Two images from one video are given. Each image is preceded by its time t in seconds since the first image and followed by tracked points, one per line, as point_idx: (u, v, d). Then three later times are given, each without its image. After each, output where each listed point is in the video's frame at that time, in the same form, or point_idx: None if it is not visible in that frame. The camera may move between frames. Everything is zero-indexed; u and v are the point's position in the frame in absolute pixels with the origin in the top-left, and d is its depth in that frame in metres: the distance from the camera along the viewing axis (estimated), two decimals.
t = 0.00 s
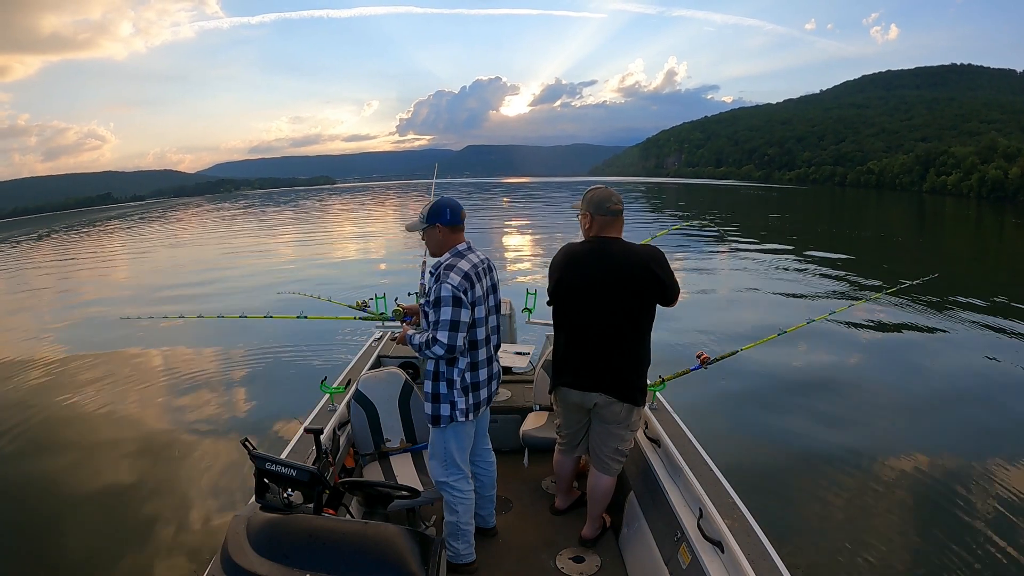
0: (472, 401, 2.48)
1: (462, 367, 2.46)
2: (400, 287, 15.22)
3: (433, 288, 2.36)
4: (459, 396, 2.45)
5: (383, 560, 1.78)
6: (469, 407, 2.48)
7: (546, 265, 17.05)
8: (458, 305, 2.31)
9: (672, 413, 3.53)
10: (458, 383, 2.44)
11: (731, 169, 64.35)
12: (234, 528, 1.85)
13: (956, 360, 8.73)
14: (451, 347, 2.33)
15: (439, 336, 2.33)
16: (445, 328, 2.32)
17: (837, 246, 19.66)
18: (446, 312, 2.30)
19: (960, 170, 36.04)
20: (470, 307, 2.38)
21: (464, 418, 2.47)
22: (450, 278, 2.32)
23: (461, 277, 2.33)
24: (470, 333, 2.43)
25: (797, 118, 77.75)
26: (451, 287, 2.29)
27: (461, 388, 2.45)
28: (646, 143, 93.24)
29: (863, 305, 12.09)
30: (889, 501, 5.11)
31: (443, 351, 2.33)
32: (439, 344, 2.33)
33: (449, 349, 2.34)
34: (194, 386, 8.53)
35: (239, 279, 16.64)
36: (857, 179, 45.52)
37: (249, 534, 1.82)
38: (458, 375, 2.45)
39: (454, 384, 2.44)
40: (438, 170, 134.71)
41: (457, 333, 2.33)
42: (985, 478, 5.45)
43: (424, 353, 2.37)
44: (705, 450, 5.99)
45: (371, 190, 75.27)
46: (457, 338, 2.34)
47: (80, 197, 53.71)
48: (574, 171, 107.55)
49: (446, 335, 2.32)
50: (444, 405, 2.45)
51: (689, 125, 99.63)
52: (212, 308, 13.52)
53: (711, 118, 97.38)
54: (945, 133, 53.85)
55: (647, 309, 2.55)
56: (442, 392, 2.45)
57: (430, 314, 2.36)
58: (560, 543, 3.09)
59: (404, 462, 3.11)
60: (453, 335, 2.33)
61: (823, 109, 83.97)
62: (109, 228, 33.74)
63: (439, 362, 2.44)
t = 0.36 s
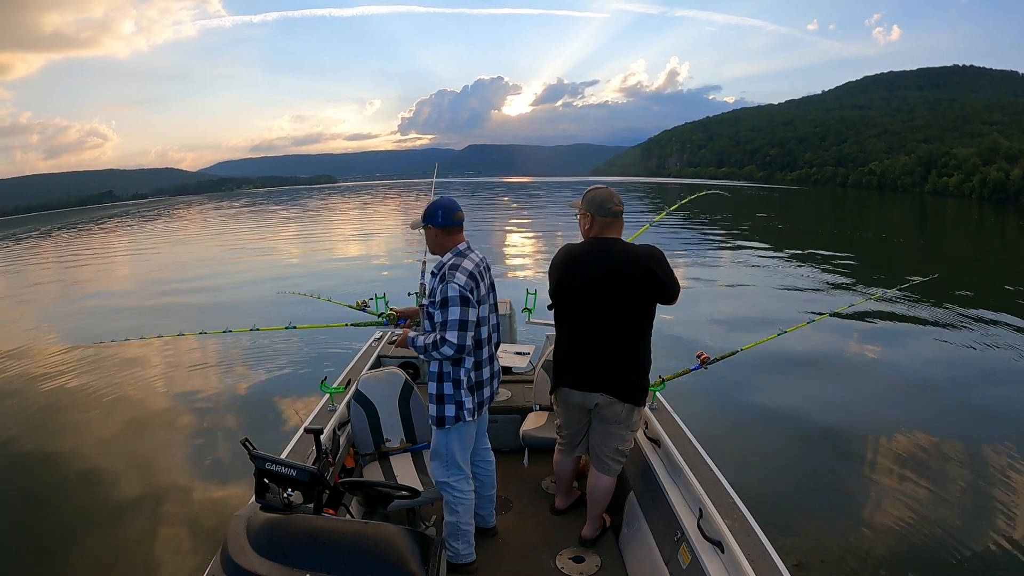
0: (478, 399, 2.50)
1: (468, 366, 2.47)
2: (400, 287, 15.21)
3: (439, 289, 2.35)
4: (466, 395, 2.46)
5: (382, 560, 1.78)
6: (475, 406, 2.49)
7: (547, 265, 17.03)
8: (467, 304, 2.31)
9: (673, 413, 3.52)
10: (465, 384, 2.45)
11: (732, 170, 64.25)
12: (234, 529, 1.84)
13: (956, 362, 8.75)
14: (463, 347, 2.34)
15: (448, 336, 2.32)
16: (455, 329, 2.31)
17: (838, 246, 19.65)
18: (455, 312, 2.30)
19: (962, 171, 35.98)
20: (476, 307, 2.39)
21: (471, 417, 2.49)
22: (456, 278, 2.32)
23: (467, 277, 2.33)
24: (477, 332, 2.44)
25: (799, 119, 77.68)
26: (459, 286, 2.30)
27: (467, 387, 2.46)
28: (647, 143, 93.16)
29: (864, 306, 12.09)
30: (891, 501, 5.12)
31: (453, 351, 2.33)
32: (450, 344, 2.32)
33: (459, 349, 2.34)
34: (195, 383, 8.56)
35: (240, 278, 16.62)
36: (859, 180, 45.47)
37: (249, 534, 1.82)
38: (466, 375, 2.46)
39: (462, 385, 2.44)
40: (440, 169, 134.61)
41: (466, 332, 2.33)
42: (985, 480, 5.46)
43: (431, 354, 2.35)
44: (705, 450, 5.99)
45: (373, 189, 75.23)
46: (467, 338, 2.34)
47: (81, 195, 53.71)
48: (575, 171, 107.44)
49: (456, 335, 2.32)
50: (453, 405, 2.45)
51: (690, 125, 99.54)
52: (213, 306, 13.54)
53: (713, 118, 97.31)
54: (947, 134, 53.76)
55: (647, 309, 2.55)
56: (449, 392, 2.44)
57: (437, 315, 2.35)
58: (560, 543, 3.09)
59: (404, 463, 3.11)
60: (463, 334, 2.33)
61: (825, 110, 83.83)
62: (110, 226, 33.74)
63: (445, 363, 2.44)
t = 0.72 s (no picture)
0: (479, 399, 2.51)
1: (470, 366, 2.46)
2: (401, 285, 15.21)
3: (445, 288, 2.35)
4: (468, 396, 2.46)
5: (382, 560, 1.78)
6: (476, 406, 2.50)
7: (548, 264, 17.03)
8: (473, 304, 2.31)
9: (673, 413, 3.52)
10: (467, 383, 2.45)
11: (734, 170, 64.20)
12: (234, 529, 1.84)
13: (957, 364, 8.73)
14: (469, 346, 2.34)
15: (454, 336, 2.31)
16: (460, 328, 2.31)
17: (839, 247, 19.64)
18: (461, 311, 2.30)
19: (964, 172, 35.94)
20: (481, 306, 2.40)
21: (471, 418, 2.49)
22: (462, 277, 2.33)
23: (473, 277, 2.34)
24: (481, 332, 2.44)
25: (801, 119, 77.54)
26: (466, 286, 2.31)
27: (469, 387, 2.47)
28: (649, 142, 93.09)
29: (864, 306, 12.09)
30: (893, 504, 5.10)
31: (459, 350, 2.32)
32: (455, 343, 2.31)
33: (465, 348, 2.33)
34: (196, 381, 8.57)
35: (239, 276, 16.58)
36: (861, 181, 45.42)
37: (249, 535, 1.81)
38: (468, 375, 2.46)
39: (464, 384, 2.44)
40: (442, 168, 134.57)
41: (472, 332, 2.33)
42: (986, 483, 5.45)
43: (435, 354, 2.35)
44: (705, 451, 5.98)
45: (374, 188, 75.13)
46: (472, 338, 2.34)
47: (83, 193, 53.71)
48: (577, 170, 107.36)
49: (462, 334, 2.31)
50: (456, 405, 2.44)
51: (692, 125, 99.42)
52: (214, 304, 13.56)
53: (715, 118, 97.17)
54: (949, 135, 53.70)
55: (647, 309, 2.54)
56: (452, 392, 2.44)
57: (442, 314, 2.34)
58: (560, 542, 3.08)
59: (404, 462, 3.11)
60: (469, 333, 2.32)
61: (827, 110, 83.74)
62: (112, 224, 33.74)
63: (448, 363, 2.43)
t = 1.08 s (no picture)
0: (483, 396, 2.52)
1: (475, 365, 2.47)
2: (401, 285, 15.22)
3: (452, 286, 2.36)
4: (474, 393, 2.48)
5: (382, 560, 1.78)
6: (481, 403, 2.52)
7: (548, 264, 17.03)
8: (480, 301, 2.34)
9: (673, 413, 3.52)
10: (472, 381, 2.46)
11: (735, 170, 64.18)
12: (234, 529, 1.84)
13: (957, 362, 8.72)
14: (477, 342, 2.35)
15: (461, 332, 2.32)
16: (468, 325, 2.32)
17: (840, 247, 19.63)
18: (469, 309, 2.33)
19: (964, 172, 35.89)
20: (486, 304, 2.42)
21: (476, 415, 2.50)
22: (468, 275, 2.35)
23: (479, 275, 2.37)
24: (486, 329, 2.45)
25: (802, 119, 77.44)
26: (473, 284, 2.33)
27: (475, 385, 2.48)
28: (650, 142, 93.06)
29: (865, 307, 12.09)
30: (894, 503, 5.09)
31: (466, 347, 2.33)
32: (462, 340, 2.32)
33: (471, 345, 2.34)
34: (197, 381, 8.60)
35: (240, 276, 16.60)
36: (862, 181, 45.38)
37: (249, 534, 1.81)
38: (472, 373, 2.47)
39: (469, 381, 2.45)
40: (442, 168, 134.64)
41: (479, 329, 2.35)
42: (988, 481, 5.42)
43: (440, 352, 2.35)
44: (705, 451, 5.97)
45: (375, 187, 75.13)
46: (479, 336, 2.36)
47: (84, 192, 53.77)
48: (578, 170, 107.33)
49: (469, 331, 2.33)
50: (460, 402, 2.45)
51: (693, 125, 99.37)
52: (215, 303, 13.57)
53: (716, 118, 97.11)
54: (950, 135, 53.62)
55: (646, 309, 2.54)
56: (457, 389, 2.44)
57: (448, 311, 2.36)
58: (560, 542, 3.09)
59: (404, 462, 3.11)
60: (475, 330, 2.34)
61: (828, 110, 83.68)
62: (112, 224, 33.77)
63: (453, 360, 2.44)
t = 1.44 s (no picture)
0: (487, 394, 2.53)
1: (479, 363, 2.48)
2: (403, 287, 15.26)
3: (457, 285, 2.36)
4: (479, 391, 2.49)
5: (382, 560, 1.78)
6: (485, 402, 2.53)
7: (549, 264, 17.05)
8: (485, 300, 2.35)
9: (673, 413, 3.52)
10: (476, 379, 2.47)
11: (736, 170, 64.22)
12: (234, 528, 1.84)
13: (959, 361, 8.70)
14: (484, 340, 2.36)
15: (467, 330, 2.32)
16: (474, 323, 2.33)
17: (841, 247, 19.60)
18: (475, 307, 2.33)
19: (966, 172, 35.84)
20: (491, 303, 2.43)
21: (481, 413, 2.52)
22: (473, 274, 2.36)
23: (483, 274, 2.38)
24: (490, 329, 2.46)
25: (803, 119, 77.45)
26: (478, 282, 2.34)
27: (480, 383, 2.49)
28: (651, 143, 93.11)
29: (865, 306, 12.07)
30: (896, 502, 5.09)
31: (472, 345, 2.33)
32: (468, 338, 2.32)
33: (478, 343, 2.35)
34: (198, 382, 8.63)
35: (242, 277, 16.65)
36: (863, 181, 45.36)
37: (249, 534, 1.81)
38: (477, 371, 2.48)
39: (474, 379, 2.46)
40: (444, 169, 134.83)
41: (485, 327, 2.36)
42: (990, 482, 5.40)
43: (446, 351, 2.35)
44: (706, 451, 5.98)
45: (377, 189, 75.27)
46: (485, 334, 2.37)
47: (87, 195, 53.97)
48: (579, 171, 107.40)
49: (475, 329, 2.33)
50: (465, 400, 2.46)
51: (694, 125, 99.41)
52: (217, 304, 13.62)
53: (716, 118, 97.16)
54: (951, 135, 53.56)
55: (645, 309, 2.54)
56: (462, 387, 2.45)
57: (454, 310, 2.36)
58: (560, 542, 3.09)
59: (404, 462, 3.12)
60: (482, 328, 2.34)
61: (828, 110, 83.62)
62: (115, 226, 33.89)
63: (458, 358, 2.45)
